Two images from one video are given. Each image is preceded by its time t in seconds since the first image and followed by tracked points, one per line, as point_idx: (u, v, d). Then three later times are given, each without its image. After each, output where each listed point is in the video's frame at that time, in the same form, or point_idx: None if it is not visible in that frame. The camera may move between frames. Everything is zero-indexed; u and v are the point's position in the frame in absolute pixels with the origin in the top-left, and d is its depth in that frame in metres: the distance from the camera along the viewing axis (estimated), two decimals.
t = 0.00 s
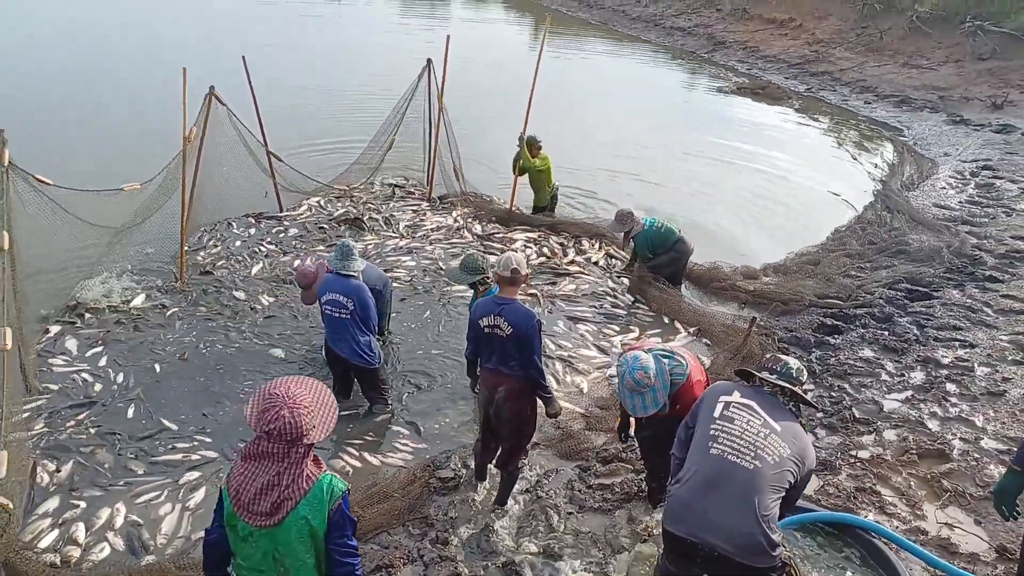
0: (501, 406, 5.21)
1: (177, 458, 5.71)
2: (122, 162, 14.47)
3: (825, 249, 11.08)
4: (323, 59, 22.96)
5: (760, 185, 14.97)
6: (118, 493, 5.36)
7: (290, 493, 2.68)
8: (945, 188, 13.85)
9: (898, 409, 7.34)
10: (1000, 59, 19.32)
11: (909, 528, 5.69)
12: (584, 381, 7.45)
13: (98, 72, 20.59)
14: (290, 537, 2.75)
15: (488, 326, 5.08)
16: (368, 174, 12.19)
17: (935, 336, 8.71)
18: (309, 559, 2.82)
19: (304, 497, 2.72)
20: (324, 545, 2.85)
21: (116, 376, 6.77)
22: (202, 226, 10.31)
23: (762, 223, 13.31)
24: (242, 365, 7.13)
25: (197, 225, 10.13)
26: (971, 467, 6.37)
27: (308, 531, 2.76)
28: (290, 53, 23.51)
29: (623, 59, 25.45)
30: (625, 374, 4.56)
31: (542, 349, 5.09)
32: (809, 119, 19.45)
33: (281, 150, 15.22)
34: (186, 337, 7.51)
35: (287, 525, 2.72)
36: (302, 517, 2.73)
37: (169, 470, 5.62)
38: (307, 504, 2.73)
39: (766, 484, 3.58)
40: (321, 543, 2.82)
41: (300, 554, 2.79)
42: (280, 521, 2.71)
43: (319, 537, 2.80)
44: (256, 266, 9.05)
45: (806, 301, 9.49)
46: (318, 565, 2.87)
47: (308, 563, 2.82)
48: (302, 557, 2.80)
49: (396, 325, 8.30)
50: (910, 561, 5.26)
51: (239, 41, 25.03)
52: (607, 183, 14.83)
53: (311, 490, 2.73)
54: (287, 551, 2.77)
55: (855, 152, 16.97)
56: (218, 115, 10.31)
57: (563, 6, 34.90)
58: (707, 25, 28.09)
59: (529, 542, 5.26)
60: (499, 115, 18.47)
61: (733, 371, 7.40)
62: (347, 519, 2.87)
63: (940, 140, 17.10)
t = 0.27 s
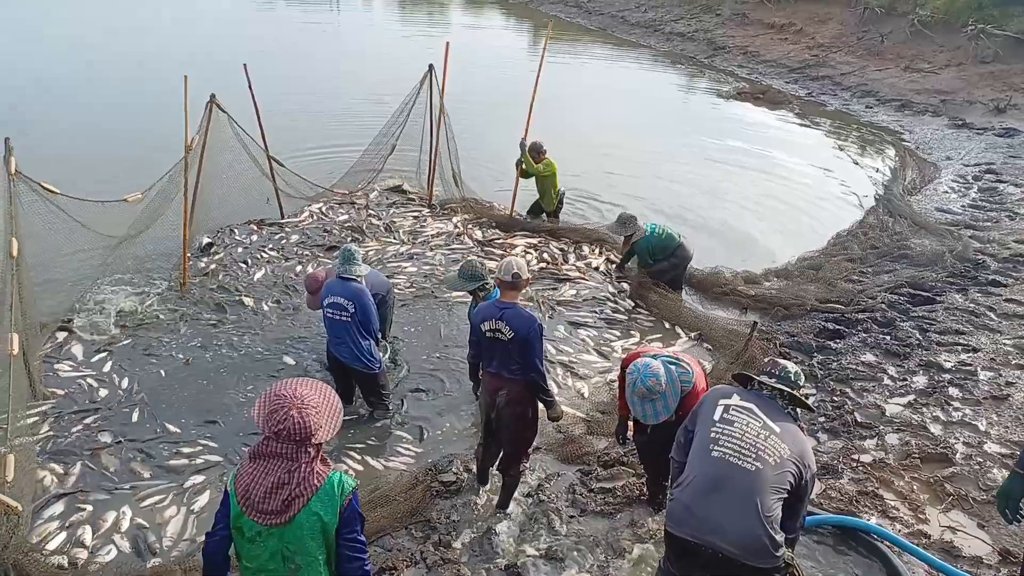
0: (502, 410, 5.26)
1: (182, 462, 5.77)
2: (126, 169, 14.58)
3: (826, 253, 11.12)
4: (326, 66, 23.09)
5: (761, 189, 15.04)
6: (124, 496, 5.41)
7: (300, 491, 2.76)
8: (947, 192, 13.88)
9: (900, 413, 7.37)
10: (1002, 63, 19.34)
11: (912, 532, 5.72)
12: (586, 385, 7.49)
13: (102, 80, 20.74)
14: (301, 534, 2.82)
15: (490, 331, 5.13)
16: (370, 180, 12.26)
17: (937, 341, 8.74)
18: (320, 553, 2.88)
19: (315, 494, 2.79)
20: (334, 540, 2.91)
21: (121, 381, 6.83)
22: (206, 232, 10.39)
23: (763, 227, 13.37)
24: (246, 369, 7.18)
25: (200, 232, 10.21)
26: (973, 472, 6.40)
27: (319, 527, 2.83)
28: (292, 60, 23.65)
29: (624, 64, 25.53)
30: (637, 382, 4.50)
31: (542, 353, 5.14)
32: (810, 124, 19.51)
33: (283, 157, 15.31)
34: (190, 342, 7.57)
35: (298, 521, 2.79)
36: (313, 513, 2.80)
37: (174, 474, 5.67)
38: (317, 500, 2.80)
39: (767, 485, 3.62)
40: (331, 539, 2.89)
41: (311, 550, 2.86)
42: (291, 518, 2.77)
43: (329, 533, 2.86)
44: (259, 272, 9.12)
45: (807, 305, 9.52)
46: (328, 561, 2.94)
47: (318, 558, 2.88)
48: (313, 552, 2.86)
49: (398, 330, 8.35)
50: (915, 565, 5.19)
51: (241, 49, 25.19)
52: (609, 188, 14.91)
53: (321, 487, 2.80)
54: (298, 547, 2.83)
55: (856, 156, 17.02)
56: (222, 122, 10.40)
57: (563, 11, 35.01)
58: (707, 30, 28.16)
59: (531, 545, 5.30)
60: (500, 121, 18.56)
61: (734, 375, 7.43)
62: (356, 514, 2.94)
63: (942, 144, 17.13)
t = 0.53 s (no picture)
0: (505, 406, 5.27)
1: (187, 455, 5.81)
2: (134, 163, 14.63)
3: (832, 254, 11.10)
4: (332, 62, 23.11)
5: (767, 189, 15.02)
6: (128, 488, 5.45)
7: (305, 479, 2.78)
8: (955, 194, 13.84)
9: (904, 415, 7.36)
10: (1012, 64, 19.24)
11: (914, 533, 5.72)
12: (588, 383, 7.50)
13: (110, 74, 20.78)
14: (307, 521, 2.85)
15: (494, 326, 5.15)
16: (375, 176, 12.29)
17: (942, 342, 8.73)
18: (325, 540, 2.92)
19: (320, 482, 2.82)
20: (339, 527, 2.95)
21: (126, 373, 6.87)
22: (211, 227, 10.42)
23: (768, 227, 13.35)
24: (250, 364, 7.21)
25: (206, 227, 10.25)
26: (976, 474, 6.40)
27: (325, 514, 2.86)
28: (298, 56, 23.67)
29: (630, 62, 25.48)
30: (644, 381, 4.50)
31: (546, 349, 5.16)
32: (817, 124, 19.47)
33: (289, 152, 15.34)
34: (194, 336, 7.60)
35: (303, 509, 2.82)
36: (319, 500, 2.83)
37: (178, 466, 5.70)
38: (322, 488, 2.83)
39: (770, 486, 3.63)
40: (337, 526, 2.93)
41: (316, 537, 2.89)
42: (295, 506, 2.80)
43: (334, 520, 2.90)
44: (264, 267, 9.14)
45: (811, 306, 9.51)
46: (333, 548, 2.97)
47: (324, 545, 2.92)
48: (319, 540, 2.90)
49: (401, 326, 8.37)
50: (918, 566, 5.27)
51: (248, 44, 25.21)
52: (614, 186, 14.90)
53: (326, 475, 2.83)
54: (304, 535, 2.87)
55: (863, 157, 16.97)
56: (228, 117, 10.42)
57: (570, 8, 34.92)
58: (715, 28, 28.07)
59: (533, 541, 5.32)
60: (506, 118, 18.55)
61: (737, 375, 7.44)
62: (360, 501, 2.98)
63: (950, 145, 17.07)
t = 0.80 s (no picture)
0: (510, 403, 5.28)
1: (195, 452, 5.83)
2: (142, 162, 14.71)
3: (840, 254, 11.05)
4: (339, 61, 23.15)
5: (774, 189, 14.97)
6: (137, 485, 5.48)
7: (307, 470, 2.83)
8: (964, 194, 13.76)
9: (912, 416, 7.33)
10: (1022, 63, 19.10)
11: (922, 534, 5.69)
12: (594, 383, 7.49)
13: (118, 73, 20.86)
14: (309, 512, 2.90)
15: (499, 324, 5.14)
16: (382, 175, 12.30)
17: (950, 343, 8.69)
18: (327, 530, 2.95)
19: (322, 473, 2.86)
20: (341, 518, 2.98)
21: (134, 371, 6.90)
22: (219, 225, 10.45)
23: (775, 227, 13.31)
24: (257, 362, 7.23)
25: (213, 225, 10.29)
26: (985, 476, 6.36)
27: (327, 504, 2.90)
28: (306, 55, 23.72)
29: (637, 61, 25.43)
30: (663, 382, 4.51)
31: (552, 346, 5.17)
32: (825, 124, 19.39)
33: (296, 150, 15.38)
34: (202, 333, 7.63)
35: (305, 499, 2.87)
36: (321, 490, 2.87)
37: (185, 463, 5.73)
38: (324, 478, 2.87)
39: (778, 487, 3.62)
40: (339, 517, 2.96)
41: (319, 527, 2.93)
42: (298, 497, 2.85)
43: (337, 511, 2.93)
44: (271, 266, 9.18)
45: (818, 306, 9.48)
46: (336, 539, 3.00)
47: (326, 535, 2.95)
48: (321, 529, 2.94)
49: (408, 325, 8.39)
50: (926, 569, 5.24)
51: (255, 43, 25.27)
52: (621, 186, 14.88)
53: (327, 466, 2.87)
54: (306, 525, 2.91)
55: (871, 157, 16.91)
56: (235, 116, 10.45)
57: (576, 7, 34.87)
58: (722, 27, 27.99)
59: (539, 540, 5.32)
60: (512, 117, 18.54)
61: (744, 375, 7.42)
62: (362, 493, 3.00)
63: (959, 145, 16.98)
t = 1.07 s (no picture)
0: (513, 400, 5.27)
1: (199, 451, 5.83)
2: (145, 161, 14.73)
3: (843, 251, 11.03)
4: (341, 60, 23.15)
5: (777, 186, 14.93)
6: (141, 484, 5.48)
7: (302, 464, 2.84)
8: (967, 191, 13.72)
9: (915, 412, 7.31)
10: None
11: (925, 530, 5.67)
12: (598, 381, 7.48)
13: (120, 73, 20.87)
14: (303, 505, 2.90)
15: (501, 321, 5.13)
16: (384, 174, 12.29)
17: (953, 340, 8.66)
18: (320, 525, 2.95)
19: (316, 467, 2.86)
20: (336, 514, 2.97)
21: (138, 370, 6.91)
22: (222, 225, 10.46)
23: (778, 225, 13.27)
24: (261, 361, 7.23)
25: (217, 225, 10.30)
26: (988, 471, 6.34)
27: (320, 498, 2.90)
28: (309, 54, 23.72)
29: (640, 60, 25.39)
30: (695, 370, 4.43)
31: (555, 343, 5.16)
32: (828, 121, 19.35)
33: (298, 150, 15.38)
34: (206, 333, 7.63)
35: (299, 493, 2.87)
36: (313, 485, 2.87)
37: (190, 463, 5.73)
38: (318, 473, 2.87)
39: (781, 482, 3.60)
40: (333, 511, 2.95)
41: (312, 521, 2.93)
42: (293, 490, 2.86)
43: (331, 505, 2.93)
44: (274, 265, 9.18)
45: (822, 303, 9.46)
46: (332, 534, 3.01)
47: (320, 530, 2.96)
48: (314, 523, 2.94)
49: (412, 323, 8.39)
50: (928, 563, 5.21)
51: (257, 42, 25.27)
52: (624, 183, 14.86)
53: (322, 461, 2.87)
54: (299, 519, 2.92)
55: (874, 154, 16.86)
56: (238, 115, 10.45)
57: (579, 6, 34.82)
58: (725, 25, 27.92)
59: (543, 538, 5.31)
60: (515, 115, 18.53)
61: (747, 373, 7.40)
62: (357, 487, 3.00)
63: (962, 142, 16.93)
